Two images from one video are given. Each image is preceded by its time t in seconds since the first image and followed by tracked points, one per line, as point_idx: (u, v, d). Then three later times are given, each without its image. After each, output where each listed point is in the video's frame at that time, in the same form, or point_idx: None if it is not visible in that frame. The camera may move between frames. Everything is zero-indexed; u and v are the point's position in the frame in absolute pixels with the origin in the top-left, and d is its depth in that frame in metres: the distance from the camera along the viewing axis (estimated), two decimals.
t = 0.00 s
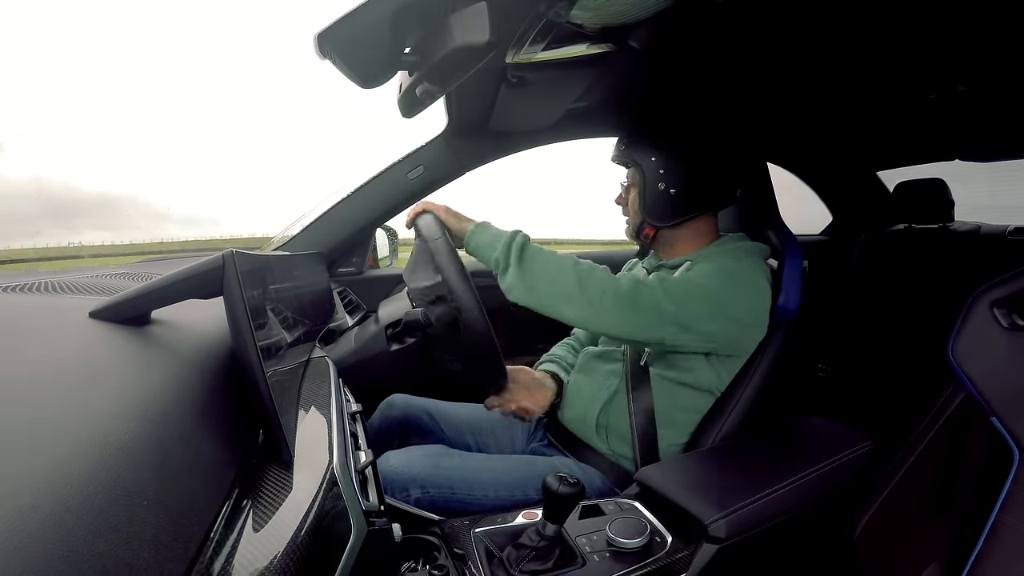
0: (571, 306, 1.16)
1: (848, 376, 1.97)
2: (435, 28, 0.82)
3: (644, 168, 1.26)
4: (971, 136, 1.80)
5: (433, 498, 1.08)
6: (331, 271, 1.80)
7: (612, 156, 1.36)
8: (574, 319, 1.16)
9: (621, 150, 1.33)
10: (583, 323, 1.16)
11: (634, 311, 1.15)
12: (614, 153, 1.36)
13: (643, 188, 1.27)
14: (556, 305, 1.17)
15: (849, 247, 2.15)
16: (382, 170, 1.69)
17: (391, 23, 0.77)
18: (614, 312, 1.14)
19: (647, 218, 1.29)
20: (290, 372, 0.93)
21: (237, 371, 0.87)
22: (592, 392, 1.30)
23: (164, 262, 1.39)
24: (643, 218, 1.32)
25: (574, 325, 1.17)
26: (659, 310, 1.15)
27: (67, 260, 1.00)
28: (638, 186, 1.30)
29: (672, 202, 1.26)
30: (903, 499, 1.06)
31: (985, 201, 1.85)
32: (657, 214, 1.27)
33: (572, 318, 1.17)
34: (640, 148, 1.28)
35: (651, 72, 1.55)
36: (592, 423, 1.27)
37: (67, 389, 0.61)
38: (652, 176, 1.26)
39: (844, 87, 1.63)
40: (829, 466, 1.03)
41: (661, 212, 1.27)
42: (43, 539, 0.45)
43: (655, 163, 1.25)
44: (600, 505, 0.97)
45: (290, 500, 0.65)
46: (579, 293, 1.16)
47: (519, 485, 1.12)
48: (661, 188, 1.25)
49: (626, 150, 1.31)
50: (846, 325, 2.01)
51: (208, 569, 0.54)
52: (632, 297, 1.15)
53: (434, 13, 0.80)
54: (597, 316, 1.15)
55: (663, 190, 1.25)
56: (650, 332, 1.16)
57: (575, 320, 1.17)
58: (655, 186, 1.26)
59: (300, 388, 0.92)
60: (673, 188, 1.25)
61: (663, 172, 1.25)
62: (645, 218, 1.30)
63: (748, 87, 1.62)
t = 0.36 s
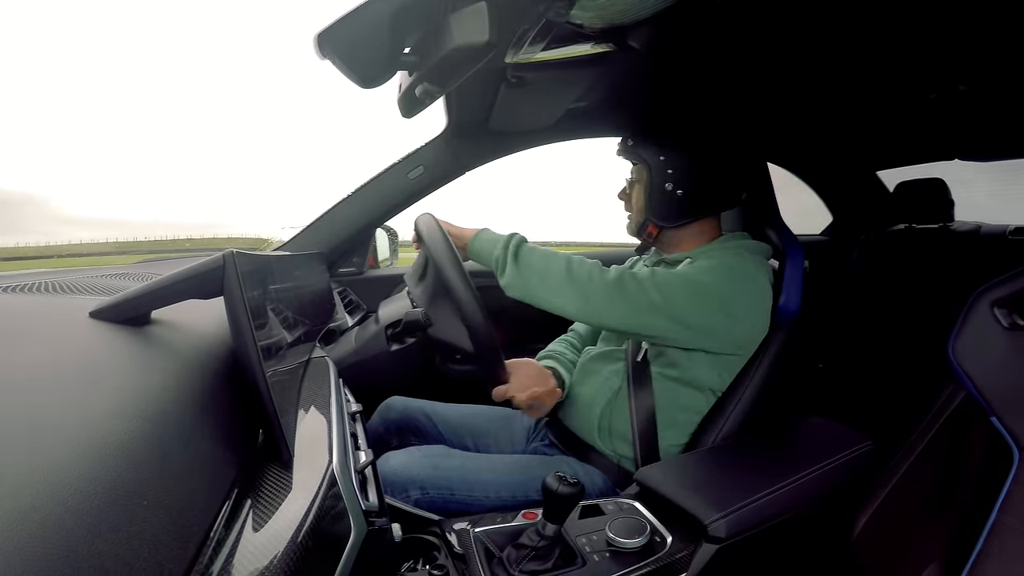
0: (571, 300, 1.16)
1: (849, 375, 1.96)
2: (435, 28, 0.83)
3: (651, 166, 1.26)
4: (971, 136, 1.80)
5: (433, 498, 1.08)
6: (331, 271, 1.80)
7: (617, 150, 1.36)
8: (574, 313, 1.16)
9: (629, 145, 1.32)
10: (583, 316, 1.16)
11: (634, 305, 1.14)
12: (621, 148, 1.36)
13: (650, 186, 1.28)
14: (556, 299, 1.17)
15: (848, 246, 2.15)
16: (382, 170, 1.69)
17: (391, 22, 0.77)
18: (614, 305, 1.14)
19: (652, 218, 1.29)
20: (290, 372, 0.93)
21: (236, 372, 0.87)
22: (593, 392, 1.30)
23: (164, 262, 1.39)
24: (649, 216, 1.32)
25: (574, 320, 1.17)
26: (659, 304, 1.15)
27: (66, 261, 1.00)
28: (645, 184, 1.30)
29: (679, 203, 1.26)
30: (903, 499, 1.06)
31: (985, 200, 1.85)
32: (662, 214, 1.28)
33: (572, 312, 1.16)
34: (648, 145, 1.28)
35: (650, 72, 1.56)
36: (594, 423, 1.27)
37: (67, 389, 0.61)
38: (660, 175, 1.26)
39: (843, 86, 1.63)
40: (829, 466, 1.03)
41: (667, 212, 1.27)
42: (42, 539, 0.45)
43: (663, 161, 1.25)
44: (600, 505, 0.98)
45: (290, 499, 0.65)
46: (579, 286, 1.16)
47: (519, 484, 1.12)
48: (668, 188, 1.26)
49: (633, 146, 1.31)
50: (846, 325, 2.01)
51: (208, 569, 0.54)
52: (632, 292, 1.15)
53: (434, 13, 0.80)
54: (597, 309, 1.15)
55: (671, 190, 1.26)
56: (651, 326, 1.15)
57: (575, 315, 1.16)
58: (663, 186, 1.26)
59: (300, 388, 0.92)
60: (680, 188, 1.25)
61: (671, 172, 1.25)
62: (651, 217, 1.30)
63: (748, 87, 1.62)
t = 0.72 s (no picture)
0: (571, 297, 1.16)
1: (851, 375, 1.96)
2: (435, 27, 0.83)
3: (645, 170, 1.26)
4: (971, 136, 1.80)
5: (433, 498, 1.08)
6: (331, 270, 1.80)
7: (608, 157, 1.36)
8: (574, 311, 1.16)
9: (621, 151, 1.32)
10: (583, 314, 1.15)
11: (634, 303, 1.14)
12: (612, 155, 1.35)
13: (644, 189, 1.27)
14: (556, 296, 1.17)
15: (848, 246, 2.15)
16: (382, 169, 1.69)
17: (391, 21, 0.77)
18: (614, 302, 1.14)
19: (649, 221, 1.29)
20: (290, 371, 0.93)
21: (236, 371, 0.87)
22: (594, 393, 1.30)
23: (164, 261, 1.39)
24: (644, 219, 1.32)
25: (574, 318, 1.17)
26: (659, 301, 1.15)
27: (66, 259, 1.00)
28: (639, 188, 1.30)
29: (675, 204, 1.26)
30: (902, 498, 1.06)
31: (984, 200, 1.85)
32: (658, 216, 1.27)
33: (573, 310, 1.16)
34: (640, 150, 1.27)
35: (651, 72, 1.56)
36: (594, 423, 1.28)
37: (67, 389, 0.61)
38: (654, 178, 1.26)
39: (844, 86, 1.63)
40: (829, 465, 1.03)
41: (663, 213, 1.27)
42: (42, 538, 0.45)
43: (656, 165, 1.25)
44: (600, 504, 0.98)
45: (291, 498, 0.65)
46: (579, 284, 1.16)
47: (519, 484, 1.12)
48: (663, 190, 1.25)
49: (626, 151, 1.30)
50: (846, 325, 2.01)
51: (209, 568, 0.54)
52: (632, 289, 1.15)
53: (434, 12, 0.79)
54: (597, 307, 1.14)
55: (666, 192, 1.25)
56: (651, 324, 1.15)
57: (575, 313, 1.16)
58: (657, 189, 1.26)
59: (300, 388, 0.92)
60: (675, 190, 1.25)
61: (665, 174, 1.25)
62: (646, 220, 1.30)
63: (748, 87, 1.62)
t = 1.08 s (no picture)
0: (572, 297, 1.16)
1: (852, 376, 1.96)
2: (435, 27, 0.83)
3: (646, 170, 1.26)
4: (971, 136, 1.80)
5: (433, 499, 1.08)
6: (331, 270, 1.79)
7: (608, 157, 1.36)
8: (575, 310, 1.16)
9: (622, 151, 1.31)
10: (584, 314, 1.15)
11: (634, 302, 1.14)
12: (611, 157, 1.35)
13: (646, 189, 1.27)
14: (556, 296, 1.16)
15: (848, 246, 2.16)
16: (382, 170, 1.69)
17: (392, 21, 0.77)
18: (614, 302, 1.14)
19: (650, 220, 1.28)
20: (290, 372, 0.93)
21: (236, 372, 0.87)
22: (595, 393, 1.30)
23: (164, 261, 1.39)
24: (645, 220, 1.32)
25: (574, 317, 1.17)
26: (659, 301, 1.15)
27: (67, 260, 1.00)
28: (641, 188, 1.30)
29: (676, 204, 1.26)
30: (903, 499, 1.06)
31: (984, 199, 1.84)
32: (659, 216, 1.27)
33: (574, 310, 1.16)
34: (641, 150, 1.27)
35: (651, 72, 1.55)
36: (595, 423, 1.27)
37: (67, 389, 0.61)
38: (656, 179, 1.25)
39: (844, 86, 1.62)
40: (829, 466, 1.03)
41: (664, 213, 1.27)
42: (42, 538, 0.45)
43: (659, 164, 1.25)
44: (600, 504, 0.98)
45: (291, 498, 0.65)
46: (579, 284, 1.16)
47: (519, 485, 1.12)
48: (666, 191, 1.25)
49: (627, 152, 1.30)
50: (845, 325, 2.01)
51: (209, 568, 0.54)
52: (632, 289, 1.15)
53: (435, 12, 0.79)
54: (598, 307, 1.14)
55: (667, 192, 1.26)
56: (651, 324, 1.15)
57: (576, 313, 1.16)
58: (659, 189, 1.26)
59: (300, 388, 0.91)
60: (677, 190, 1.25)
61: (667, 174, 1.25)
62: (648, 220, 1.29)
63: (748, 87, 1.62)
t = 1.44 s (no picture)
0: (572, 295, 1.16)
1: (852, 377, 1.96)
2: (435, 28, 0.83)
3: (647, 169, 1.26)
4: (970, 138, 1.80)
5: (433, 501, 1.08)
6: (331, 270, 1.79)
7: (605, 158, 1.36)
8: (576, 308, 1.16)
9: (622, 151, 1.31)
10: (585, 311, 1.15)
11: (634, 300, 1.14)
12: (611, 157, 1.34)
13: (646, 188, 1.27)
14: (557, 294, 1.16)
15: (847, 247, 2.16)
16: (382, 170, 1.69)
17: (392, 22, 0.77)
18: (615, 300, 1.14)
19: (650, 219, 1.28)
20: (290, 371, 0.93)
21: (236, 371, 0.87)
22: (595, 394, 1.30)
23: (164, 261, 1.39)
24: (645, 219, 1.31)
25: (575, 315, 1.16)
26: (660, 300, 1.15)
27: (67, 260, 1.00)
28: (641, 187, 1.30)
29: (676, 203, 1.26)
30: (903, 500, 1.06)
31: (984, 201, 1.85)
32: (658, 215, 1.27)
33: (574, 308, 1.16)
34: (642, 150, 1.27)
35: (651, 72, 1.56)
36: (596, 423, 1.27)
37: (67, 389, 0.61)
38: (657, 178, 1.25)
39: (844, 87, 1.63)
40: (828, 467, 1.03)
41: (664, 213, 1.27)
42: (42, 539, 0.45)
43: (659, 164, 1.25)
44: (600, 505, 0.98)
45: (290, 498, 0.65)
46: (580, 281, 1.16)
47: (519, 486, 1.12)
48: (666, 189, 1.25)
49: (627, 151, 1.30)
50: (845, 325, 2.01)
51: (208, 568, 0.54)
52: (633, 287, 1.15)
53: (435, 12, 0.80)
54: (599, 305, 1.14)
55: (668, 191, 1.25)
56: (651, 322, 1.15)
57: (576, 311, 1.16)
58: (660, 188, 1.26)
59: (300, 388, 0.92)
60: (678, 189, 1.25)
61: (667, 173, 1.25)
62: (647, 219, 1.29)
63: (748, 88, 1.62)
